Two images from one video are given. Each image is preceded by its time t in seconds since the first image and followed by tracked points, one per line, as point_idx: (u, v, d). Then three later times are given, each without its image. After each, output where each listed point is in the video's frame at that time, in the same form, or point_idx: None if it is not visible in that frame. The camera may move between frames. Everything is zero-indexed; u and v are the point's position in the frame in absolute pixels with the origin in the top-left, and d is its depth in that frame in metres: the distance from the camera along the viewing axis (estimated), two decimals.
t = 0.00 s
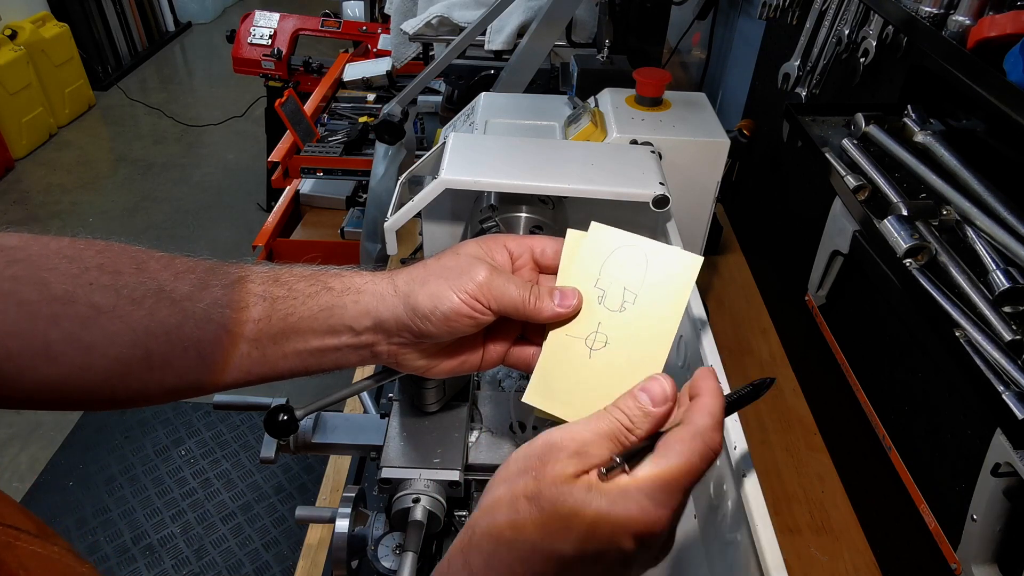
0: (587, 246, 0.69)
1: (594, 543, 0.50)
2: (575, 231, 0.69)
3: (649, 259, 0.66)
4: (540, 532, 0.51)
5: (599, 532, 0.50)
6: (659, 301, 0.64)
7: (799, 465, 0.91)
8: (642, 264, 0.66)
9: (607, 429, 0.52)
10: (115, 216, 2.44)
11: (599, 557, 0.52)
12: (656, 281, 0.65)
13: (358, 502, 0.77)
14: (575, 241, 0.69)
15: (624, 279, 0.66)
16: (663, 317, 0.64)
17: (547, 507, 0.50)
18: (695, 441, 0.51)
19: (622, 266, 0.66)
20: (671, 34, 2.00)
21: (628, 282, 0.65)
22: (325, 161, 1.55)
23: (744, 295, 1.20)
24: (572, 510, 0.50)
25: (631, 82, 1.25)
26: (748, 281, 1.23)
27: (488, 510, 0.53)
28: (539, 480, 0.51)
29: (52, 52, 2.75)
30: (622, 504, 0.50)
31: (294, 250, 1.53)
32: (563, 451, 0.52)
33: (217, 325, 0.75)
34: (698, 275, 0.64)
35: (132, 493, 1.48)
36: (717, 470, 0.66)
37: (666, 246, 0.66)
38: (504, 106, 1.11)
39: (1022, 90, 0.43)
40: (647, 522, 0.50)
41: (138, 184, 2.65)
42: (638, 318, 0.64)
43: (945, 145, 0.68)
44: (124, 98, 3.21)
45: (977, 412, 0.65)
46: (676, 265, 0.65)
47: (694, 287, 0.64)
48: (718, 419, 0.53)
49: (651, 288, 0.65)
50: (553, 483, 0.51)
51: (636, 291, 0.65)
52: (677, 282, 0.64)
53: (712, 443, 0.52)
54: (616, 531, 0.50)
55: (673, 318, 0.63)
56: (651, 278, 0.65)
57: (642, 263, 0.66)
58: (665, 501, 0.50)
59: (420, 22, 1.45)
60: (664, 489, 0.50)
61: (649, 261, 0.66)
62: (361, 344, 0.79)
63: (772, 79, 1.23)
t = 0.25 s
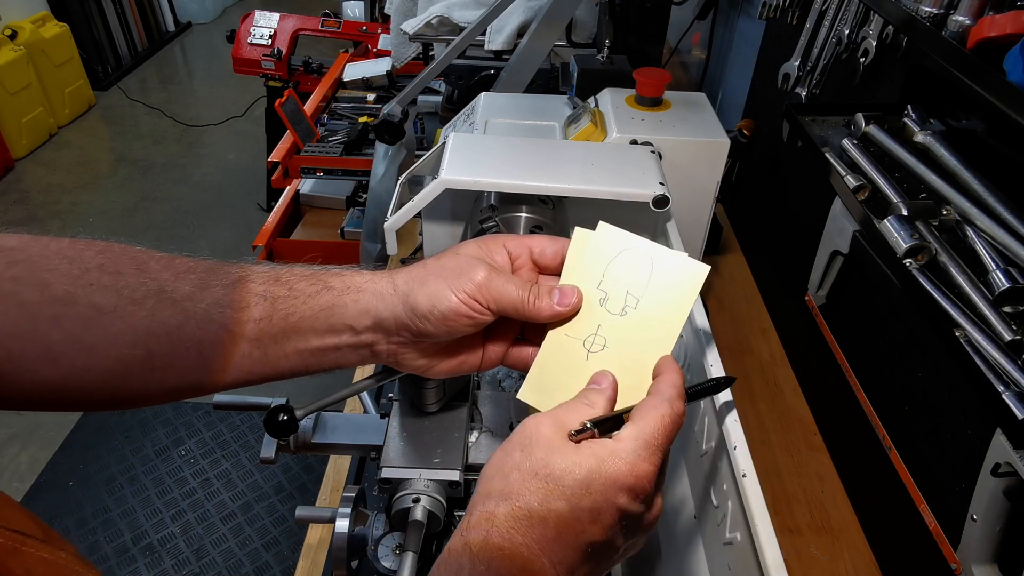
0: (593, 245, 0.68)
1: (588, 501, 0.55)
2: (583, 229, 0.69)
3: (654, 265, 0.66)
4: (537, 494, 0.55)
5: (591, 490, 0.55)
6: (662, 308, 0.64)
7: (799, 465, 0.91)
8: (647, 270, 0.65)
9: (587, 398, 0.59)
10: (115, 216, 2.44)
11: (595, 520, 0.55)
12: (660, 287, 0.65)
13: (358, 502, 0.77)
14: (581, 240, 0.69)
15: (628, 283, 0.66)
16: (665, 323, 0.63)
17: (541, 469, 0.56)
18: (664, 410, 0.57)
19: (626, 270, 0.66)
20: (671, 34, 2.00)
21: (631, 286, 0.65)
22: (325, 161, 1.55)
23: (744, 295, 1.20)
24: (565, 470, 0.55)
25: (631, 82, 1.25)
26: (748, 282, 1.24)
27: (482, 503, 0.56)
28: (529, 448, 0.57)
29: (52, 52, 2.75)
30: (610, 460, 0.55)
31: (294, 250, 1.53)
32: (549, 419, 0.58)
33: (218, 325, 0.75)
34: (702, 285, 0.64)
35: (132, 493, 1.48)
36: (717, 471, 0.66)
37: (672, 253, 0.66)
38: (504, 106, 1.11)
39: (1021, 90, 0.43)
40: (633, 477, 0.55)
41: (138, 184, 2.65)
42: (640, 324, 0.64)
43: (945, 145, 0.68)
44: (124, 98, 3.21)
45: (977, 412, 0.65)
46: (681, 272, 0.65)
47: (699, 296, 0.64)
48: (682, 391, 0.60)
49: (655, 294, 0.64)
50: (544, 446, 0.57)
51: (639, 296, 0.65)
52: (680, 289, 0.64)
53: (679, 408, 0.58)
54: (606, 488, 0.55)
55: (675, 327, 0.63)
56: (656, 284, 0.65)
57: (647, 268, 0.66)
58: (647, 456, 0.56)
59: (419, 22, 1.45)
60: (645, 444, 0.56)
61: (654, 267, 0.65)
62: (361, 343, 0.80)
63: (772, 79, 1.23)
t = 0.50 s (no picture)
0: (599, 243, 0.68)
1: (585, 495, 0.55)
2: (596, 224, 0.69)
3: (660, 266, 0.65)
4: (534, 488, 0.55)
5: (587, 484, 0.55)
6: (664, 310, 0.64)
7: (799, 465, 0.91)
8: (652, 271, 0.65)
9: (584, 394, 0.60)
10: (115, 216, 2.44)
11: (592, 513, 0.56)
12: (664, 290, 0.64)
13: (358, 502, 0.77)
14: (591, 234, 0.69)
15: (631, 282, 0.65)
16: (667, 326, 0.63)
17: (537, 464, 0.56)
18: (662, 405, 0.57)
19: (632, 270, 0.66)
20: (671, 34, 2.00)
21: (635, 286, 0.65)
22: (325, 161, 1.55)
23: (744, 295, 1.20)
24: (561, 464, 0.56)
25: (631, 82, 1.25)
26: (748, 281, 1.23)
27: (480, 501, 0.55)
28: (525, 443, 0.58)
29: (52, 52, 2.75)
30: (605, 455, 0.56)
31: (294, 250, 1.53)
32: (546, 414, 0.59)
33: (220, 323, 0.75)
34: (707, 293, 0.63)
35: (132, 493, 1.48)
36: (717, 471, 0.66)
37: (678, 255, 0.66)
38: (504, 106, 1.11)
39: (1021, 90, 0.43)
40: (629, 471, 0.56)
41: (138, 184, 2.65)
42: (641, 325, 0.64)
43: (945, 145, 0.68)
44: (124, 98, 3.21)
45: (977, 412, 0.65)
46: (687, 276, 0.64)
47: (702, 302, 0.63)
48: (680, 385, 0.59)
49: (658, 297, 0.64)
50: (540, 441, 0.57)
51: (642, 297, 0.64)
52: (683, 292, 0.64)
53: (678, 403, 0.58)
54: (602, 481, 0.56)
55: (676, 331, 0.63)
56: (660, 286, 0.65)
57: (652, 269, 0.65)
58: (643, 450, 0.57)
59: (420, 22, 1.45)
60: (641, 439, 0.56)
61: (660, 268, 0.65)
62: (361, 341, 0.80)
63: (772, 79, 1.23)
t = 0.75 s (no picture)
0: (600, 245, 0.68)
1: (588, 496, 0.55)
2: (595, 224, 0.69)
3: (661, 267, 0.65)
4: (537, 488, 0.55)
5: (590, 485, 0.55)
6: (665, 312, 0.64)
7: (799, 465, 0.91)
8: (653, 271, 0.65)
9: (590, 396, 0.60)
10: (115, 216, 2.44)
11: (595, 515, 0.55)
12: (665, 291, 0.64)
13: (358, 502, 0.77)
14: (592, 234, 0.69)
15: (632, 283, 0.65)
16: (668, 327, 0.63)
17: (541, 464, 0.56)
18: (667, 407, 0.57)
19: (633, 270, 0.66)
20: (671, 34, 2.00)
21: (636, 287, 0.65)
22: (325, 161, 1.55)
23: (744, 294, 1.20)
24: (564, 465, 0.56)
25: (631, 82, 1.25)
26: (748, 281, 1.23)
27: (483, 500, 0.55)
28: (529, 445, 0.58)
29: (52, 52, 2.75)
30: (609, 456, 0.56)
31: (294, 250, 1.53)
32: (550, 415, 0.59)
33: (221, 323, 0.75)
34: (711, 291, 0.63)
35: (132, 493, 1.48)
36: (717, 471, 0.66)
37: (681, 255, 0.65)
38: (504, 106, 1.11)
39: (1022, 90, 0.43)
40: (633, 473, 0.56)
41: (138, 184, 2.65)
42: (642, 328, 0.64)
43: (945, 145, 0.68)
44: (124, 98, 3.21)
45: (977, 412, 0.65)
46: (689, 275, 0.64)
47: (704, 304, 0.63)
48: (685, 387, 0.59)
49: (659, 298, 0.64)
50: (544, 442, 0.57)
51: (643, 298, 0.64)
52: (684, 293, 0.64)
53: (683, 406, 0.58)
54: (605, 483, 0.56)
55: (677, 333, 0.63)
56: (661, 287, 0.65)
57: (652, 269, 0.65)
58: (647, 453, 0.57)
59: (420, 22, 1.45)
60: (645, 441, 0.56)
61: (662, 269, 0.65)
62: (361, 340, 0.80)
63: (772, 79, 1.23)
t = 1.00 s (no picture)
0: (602, 247, 0.68)
1: (592, 499, 0.55)
2: (596, 227, 0.69)
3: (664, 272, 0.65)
4: (542, 490, 0.55)
5: (595, 488, 0.55)
6: (668, 316, 0.64)
7: (799, 465, 0.91)
8: (655, 275, 0.65)
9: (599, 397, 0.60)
10: (115, 216, 2.44)
11: (598, 518, 0.55)
12: (667, 296, 0.64)
13: (358, 502, 0.77)
14: (594, 236, 0.68)
15: (636, 287, 0.65)
16: (665, 332, 0.63)
17: (546, 466, 0.56)
18: (673, 412, 0.57)
19: (635, 274, 0.66)
20: (671, 35, 2.00)
21: (639, 290, 0.65)
22: (325, 161, 1.55)
23: (745, 294, 1.20)
24: (569, 467, 0.56)
25: (631, 82, 1.25)
26: (748, 281, 1.23)
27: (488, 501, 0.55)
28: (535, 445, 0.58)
29: (52, 52, 2.75)
30: (615, 460, 0.56)
31: (294, 250, 1.53)
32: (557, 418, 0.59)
33: (222, 321, 0.75)
34: (714, 293, 0.63)
35: (133, 493, 1.48)
36: (718, 471, 0.66)
37: (682, 260, 0.65)
38: (505, 106, 1.11)
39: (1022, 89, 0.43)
40: (637, 477, 0.56)
41: (138, 184, 2.65)
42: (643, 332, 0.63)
43: (945, 145, 0.68)
44: (124, 98, 3.21)
45: (977, 412, 0.65)
46: (692, 279, 0.64)
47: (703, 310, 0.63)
48: (691, 393, 0.59)
49: (661, 302, 0.64)
50: (550, 443, 0.57)
51: (646, 301, 0.64)
52: (685, 298, 0.64)
53: (689, 412, 0.58)
54: (610, 487, 0.56)
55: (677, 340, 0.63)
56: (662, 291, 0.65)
57: (654, 272, 0.65)
58: (653, 457, 0.57)
59: (420, 22, 1.45)
60: (651, 447, 0.56)
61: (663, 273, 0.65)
62: (360, 338, 0.80)
63: (772, 79, 1.23)
